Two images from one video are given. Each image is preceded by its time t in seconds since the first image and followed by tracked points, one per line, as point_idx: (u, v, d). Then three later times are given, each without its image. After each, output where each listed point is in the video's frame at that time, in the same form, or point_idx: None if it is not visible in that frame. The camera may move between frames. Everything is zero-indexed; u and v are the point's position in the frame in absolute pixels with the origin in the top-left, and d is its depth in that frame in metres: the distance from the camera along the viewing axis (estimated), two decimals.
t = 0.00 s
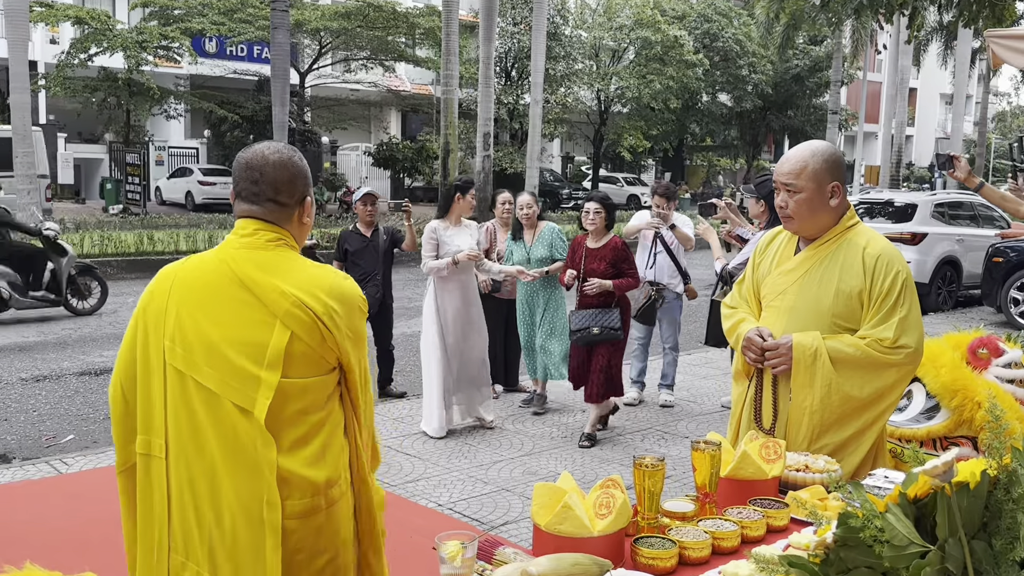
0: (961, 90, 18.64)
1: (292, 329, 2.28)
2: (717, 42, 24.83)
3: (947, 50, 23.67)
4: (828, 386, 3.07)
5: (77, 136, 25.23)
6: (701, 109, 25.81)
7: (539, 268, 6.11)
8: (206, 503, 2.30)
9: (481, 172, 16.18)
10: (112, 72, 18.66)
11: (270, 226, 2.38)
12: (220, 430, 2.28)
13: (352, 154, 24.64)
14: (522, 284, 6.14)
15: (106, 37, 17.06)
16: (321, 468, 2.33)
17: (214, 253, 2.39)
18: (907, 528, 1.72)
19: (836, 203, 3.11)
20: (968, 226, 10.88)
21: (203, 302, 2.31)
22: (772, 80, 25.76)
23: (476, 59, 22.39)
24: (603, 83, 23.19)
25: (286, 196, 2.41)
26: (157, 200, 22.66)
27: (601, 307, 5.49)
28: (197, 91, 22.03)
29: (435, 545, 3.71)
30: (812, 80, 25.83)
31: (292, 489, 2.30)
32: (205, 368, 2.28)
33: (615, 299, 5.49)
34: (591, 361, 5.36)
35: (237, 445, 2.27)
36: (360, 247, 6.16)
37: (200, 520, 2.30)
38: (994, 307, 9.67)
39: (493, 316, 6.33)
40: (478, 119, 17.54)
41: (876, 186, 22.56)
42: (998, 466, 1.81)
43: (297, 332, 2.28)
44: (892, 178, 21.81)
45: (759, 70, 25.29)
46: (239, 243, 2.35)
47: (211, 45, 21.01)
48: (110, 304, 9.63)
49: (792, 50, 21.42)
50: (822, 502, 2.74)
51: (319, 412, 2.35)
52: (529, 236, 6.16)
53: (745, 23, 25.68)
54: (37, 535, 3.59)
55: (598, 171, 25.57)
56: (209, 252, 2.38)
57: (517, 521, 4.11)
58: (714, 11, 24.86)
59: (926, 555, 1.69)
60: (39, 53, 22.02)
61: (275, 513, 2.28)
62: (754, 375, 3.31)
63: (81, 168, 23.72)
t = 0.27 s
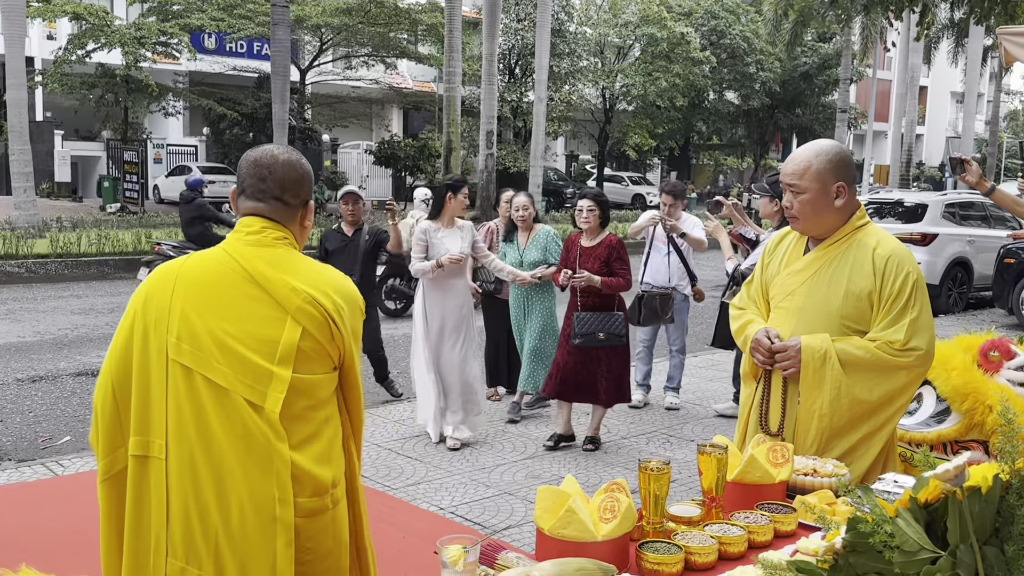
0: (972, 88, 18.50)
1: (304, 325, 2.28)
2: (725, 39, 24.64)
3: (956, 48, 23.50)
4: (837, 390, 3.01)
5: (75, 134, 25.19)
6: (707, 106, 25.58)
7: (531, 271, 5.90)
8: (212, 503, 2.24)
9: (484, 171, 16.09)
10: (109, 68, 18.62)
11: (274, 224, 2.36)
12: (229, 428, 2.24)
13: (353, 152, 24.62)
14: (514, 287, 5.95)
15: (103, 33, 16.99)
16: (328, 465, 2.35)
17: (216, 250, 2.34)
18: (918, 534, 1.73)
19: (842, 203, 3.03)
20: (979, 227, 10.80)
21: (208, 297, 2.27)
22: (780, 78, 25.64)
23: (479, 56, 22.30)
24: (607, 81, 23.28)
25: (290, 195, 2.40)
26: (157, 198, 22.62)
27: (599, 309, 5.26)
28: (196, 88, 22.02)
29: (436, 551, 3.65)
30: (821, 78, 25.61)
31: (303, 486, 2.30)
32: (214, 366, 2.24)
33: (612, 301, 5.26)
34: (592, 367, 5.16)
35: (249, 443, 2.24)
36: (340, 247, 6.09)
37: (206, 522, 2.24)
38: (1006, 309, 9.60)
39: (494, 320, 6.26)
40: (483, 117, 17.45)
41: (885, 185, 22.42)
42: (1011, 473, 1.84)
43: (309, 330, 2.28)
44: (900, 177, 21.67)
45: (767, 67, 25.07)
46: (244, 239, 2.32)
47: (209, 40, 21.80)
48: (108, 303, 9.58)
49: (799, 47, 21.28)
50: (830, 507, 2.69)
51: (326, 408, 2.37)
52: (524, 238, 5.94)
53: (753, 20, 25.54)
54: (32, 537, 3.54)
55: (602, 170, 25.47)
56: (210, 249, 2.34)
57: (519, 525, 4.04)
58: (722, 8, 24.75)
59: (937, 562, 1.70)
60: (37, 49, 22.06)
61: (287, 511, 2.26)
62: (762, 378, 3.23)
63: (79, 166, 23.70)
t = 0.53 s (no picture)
0: (982, 87, 18.42)
1: (310, 323, 2.24)
2: (732, 37, 24.30)
3: (965, 47, 23.37)
4: (845, 390, 2.95)
5: (74, 131, 25.19)
6: (714, 107, 26.13)
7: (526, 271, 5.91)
8: (217, 501, 2.20)
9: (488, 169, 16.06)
10: (109, 65, 18.59)
11: (278, 222, 2.32)
12: (235, 426, 2.19)
13: (356, 150, 24.63)
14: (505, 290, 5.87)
15: (104, 29, 16.93)
16: (334, 463, 2.32)
17: (220, 246, 2.30)
18: (926, 536, 1.70)
19: (839, 204, 2.99)
20: (989, 227, 10.75)
21: (212, 292, 2.22)
22: (787, 76, 25.56)
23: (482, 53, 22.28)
24: (613, 79, 22.76)
25: (292, 193, 2.36)
26: (157, 196, 22.63)
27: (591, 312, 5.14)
28: (197, 85, 22.00)
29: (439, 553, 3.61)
30: (829, 76, 26.02)
31: (309, 484, 2.26)
32: (220, 362, 2.19)
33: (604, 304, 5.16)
34: (585, 371, 5.03)
35: (257, 440, 2.19)
36: (324, 248, 6.05)
37: (211, 520, 2.20)
38: (1016, 310, 9.55)
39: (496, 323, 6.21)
40: (488, 115, 17.41)
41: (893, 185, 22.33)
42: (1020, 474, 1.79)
43: (316, 326, 2.25)
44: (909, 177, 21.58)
45: (775, 65, 25.02)
46: (249, 236, 2.28)
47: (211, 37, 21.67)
48: (108, 302, 9.55)
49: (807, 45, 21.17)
50: (837, 510, 2.64)
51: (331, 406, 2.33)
52: (520, 236, 5.98)
53: (761, 17, 25.42)
54: (29, 537, 3.50)
55: (607, 169, 25.41)
56: (213, 246, 2.29)
57: (523, 528, 3.99)
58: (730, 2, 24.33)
59: (945, 565, 1.67)
60: (37, 45, 22.07)
61: (293, 508, 2.23)
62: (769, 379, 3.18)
63: (80, 164, 23.70)
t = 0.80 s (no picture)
0: (993, 85, 18.34)
1: (306, 322, 2.20)
2: (739, 33, 24.53)
3: (975, 45, 23.26)
4: (850, 391, 2.91)
5: (75, 127, 25.18)
6: (720, 102, 25.41)
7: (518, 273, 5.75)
8: (213, 503, 2.16)
9: (492, 167, 16.02)
10: (110, 61, 18.56)
11: (274, 219, 2.28)
12: (232, 427, 2.15)
13: (359, 148, 24.61)
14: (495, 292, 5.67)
15: (104, 24, 16.72)
16: (332, 464, 2.28)
17: (216, 244, 2.26)
18: (932, 539, 1.67)
19: (839, 203, 2.95)
20: (999, 227, 10.69)
21: (208, 291, 2.18)
22: (795, 74, 25.48)
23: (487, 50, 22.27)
24: (618, 76, 22.81)
25: (289, 189, 2.31)
26: (158, 193, 22.62)
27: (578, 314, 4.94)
28: (199, 81, 21.99)
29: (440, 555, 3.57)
30: (838, 74, 25.60)
31: (305, 486, 2.22)
32: (216, 364, 2.15)
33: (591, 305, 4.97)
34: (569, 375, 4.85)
35: (253, 441, 2.16)
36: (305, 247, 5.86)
37: (206, 522, 2.16)
38: None
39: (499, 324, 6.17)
40: (493, 112, 17.37)
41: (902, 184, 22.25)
42: None
43: (313, 327, 2.20)
44: (918, 176, 21.49)
45: (782, 63, 25.04)
46: (245, 235, 2.24)
47: (213, 34, 21.52)
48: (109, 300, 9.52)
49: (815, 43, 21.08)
50: (843, 513, 2.60)
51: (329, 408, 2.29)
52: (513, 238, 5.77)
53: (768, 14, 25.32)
54: (25, 537, 3.47)
55: (613, 167, 25.36)
56: (210, 244, 2.25)
57: (525, 529, 3.96)
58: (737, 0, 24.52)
59: (952, 568, 1.64)
60: (37, 41, 22.05)
61: (290, 511, 2.19)
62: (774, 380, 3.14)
63: (80, 161, 23.70)
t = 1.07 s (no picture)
0: (1005, 83, 18.21)
1: (299, 323, 2.15)
2: (748, 29, 24.41)
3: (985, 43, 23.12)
4: (858, 393, 2.86)
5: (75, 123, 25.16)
6: (729, 101, 25.76)
7: (505, 270, 5.72)
8: (205, 507, 2.12)
9: (497, 163, 15.95)
10: (110, 56, 18.51)
11: (267, 216, 2.23)
12: (223, 430, 2.11)
13: (362, 145, 24.55)
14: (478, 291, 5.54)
15: (105, 19, 16.70)
16: (326, 468, 2.23)
17: (209, 243, 2.21)
18: (939, 541, 1.65)
19: (847, 200, 2.91)
20: (1009, 227, 10.61)
21: (200, 292, 2.14)
22: (804, 70, 25.37)
23: (491, 45, 22.19)
24: (624, 73, 22.82)
25: (282, 184, 2.26)
26: (159, 190, 22.59)
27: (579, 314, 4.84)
28: (200, 76, 21.95)
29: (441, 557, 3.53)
30: (847, 71, 25.39)
31: (299, 490, 2.18)
32: (207, 368, 2.11)
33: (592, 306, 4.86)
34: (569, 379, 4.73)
35: (244, 444, 2.11)
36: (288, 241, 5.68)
37: (197, 526, 2.12)
38: None
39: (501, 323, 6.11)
40: (498, 109, 17.31)
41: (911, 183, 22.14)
42: None
43: (305, 328, 2.15)
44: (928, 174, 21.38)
45: (792, 60, 24.74)
46: (237, 234, 2.19)
47: (215, 28, 21.87)
48: (109, 297, 9.48)
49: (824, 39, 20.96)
50: (850, 515, 2.55)
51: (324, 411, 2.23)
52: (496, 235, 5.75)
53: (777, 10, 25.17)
54: (21, 537, 3.43)
55: (619, 164, 25.28)
56: (202, 243, 2.20)
57: (528, 530, 3.91)
58: None
59: (958, 570, 1.62)
60: (37, 35, 22.01)
61: (283, 514, 2.14)
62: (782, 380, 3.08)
63: (80, 156, 23.68)
